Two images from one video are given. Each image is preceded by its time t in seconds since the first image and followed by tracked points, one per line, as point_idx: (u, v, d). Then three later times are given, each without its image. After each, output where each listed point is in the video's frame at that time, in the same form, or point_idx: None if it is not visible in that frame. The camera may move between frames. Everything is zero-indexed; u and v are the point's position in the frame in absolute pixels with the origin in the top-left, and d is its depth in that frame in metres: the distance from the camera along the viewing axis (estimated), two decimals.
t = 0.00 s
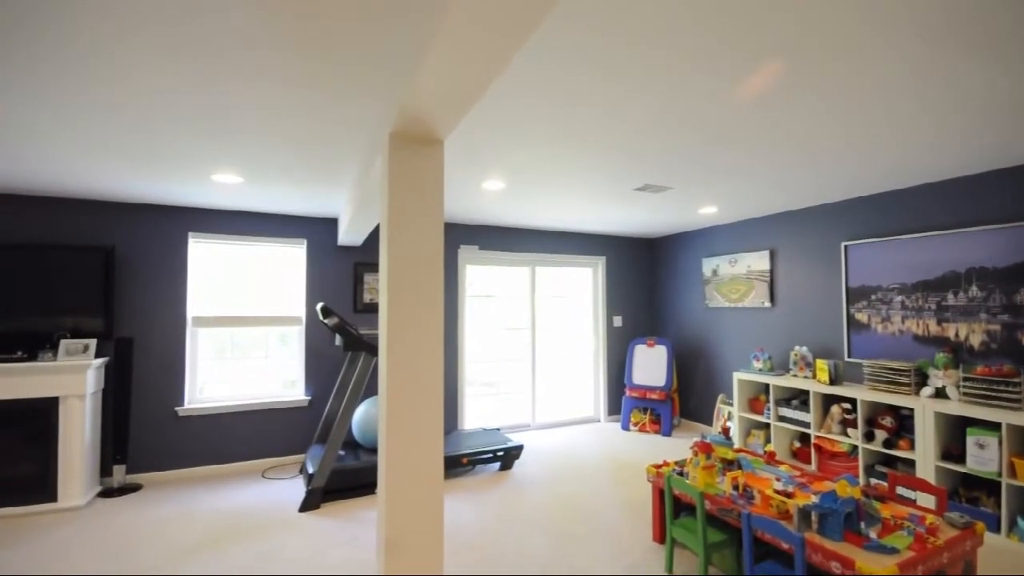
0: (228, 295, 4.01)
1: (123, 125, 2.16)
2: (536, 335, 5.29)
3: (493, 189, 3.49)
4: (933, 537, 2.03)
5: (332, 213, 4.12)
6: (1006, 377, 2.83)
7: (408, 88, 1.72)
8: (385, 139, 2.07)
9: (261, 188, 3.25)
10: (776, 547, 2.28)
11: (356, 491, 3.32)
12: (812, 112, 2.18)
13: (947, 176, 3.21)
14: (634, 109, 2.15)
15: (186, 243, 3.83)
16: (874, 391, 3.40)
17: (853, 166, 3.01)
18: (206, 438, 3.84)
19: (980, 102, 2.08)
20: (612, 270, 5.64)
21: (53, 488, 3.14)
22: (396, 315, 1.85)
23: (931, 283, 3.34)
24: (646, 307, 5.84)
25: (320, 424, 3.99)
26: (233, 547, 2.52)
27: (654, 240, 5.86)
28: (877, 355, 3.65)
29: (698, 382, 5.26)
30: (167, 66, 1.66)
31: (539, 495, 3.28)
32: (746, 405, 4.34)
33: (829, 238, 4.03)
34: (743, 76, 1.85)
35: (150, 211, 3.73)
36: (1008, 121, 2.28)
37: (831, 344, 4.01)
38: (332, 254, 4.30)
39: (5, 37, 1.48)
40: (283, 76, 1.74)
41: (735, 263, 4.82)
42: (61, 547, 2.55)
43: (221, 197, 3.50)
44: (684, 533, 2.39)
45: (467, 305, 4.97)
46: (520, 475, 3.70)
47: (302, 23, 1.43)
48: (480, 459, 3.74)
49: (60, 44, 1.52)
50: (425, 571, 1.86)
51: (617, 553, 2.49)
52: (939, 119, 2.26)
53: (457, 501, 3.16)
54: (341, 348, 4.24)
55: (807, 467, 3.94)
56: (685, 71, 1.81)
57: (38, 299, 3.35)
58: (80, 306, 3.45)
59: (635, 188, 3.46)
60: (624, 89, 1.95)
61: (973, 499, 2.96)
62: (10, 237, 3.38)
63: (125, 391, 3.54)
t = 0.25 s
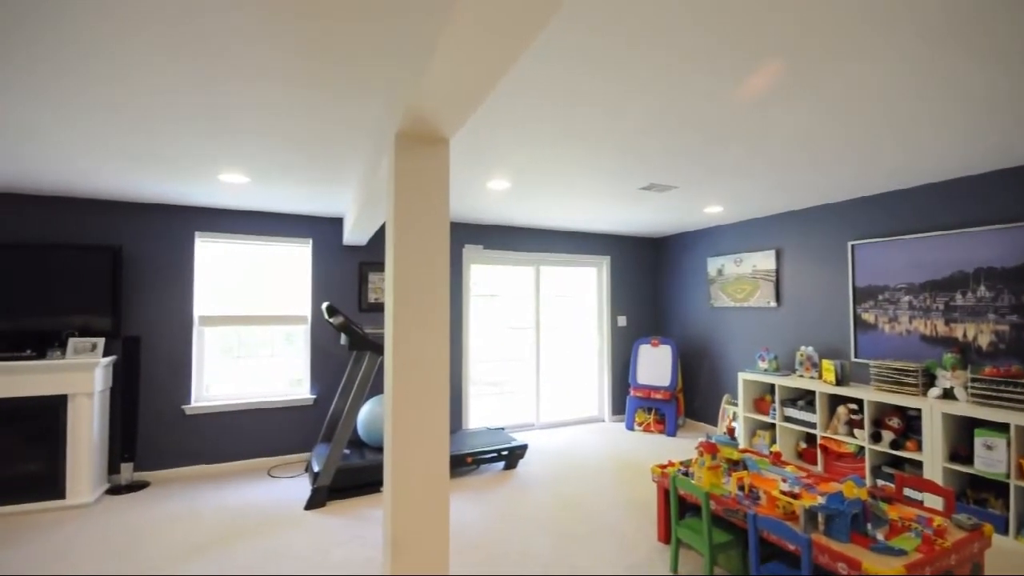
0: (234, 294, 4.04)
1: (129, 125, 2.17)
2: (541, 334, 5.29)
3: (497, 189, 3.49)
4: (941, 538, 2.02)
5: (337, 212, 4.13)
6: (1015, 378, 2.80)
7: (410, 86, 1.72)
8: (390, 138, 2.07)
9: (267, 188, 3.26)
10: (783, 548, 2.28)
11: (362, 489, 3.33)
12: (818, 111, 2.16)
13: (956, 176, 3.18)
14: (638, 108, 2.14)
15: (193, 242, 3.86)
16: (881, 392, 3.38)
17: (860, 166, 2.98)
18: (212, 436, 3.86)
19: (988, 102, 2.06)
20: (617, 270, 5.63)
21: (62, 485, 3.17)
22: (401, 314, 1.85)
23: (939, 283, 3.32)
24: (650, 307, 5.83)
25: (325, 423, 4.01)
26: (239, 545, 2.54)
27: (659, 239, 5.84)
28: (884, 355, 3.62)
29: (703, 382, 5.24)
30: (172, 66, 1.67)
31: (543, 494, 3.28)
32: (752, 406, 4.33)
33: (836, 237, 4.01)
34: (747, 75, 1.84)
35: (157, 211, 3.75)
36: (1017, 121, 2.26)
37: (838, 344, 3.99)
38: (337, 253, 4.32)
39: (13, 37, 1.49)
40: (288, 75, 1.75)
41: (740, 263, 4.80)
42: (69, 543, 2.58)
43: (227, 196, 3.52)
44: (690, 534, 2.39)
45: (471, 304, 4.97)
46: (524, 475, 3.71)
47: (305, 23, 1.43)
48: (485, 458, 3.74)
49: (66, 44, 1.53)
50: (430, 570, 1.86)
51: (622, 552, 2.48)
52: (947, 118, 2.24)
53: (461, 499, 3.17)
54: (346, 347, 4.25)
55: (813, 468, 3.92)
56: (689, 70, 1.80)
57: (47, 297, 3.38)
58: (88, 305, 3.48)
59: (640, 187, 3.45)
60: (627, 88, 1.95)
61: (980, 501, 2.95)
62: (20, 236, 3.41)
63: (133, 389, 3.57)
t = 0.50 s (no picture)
0: (248, 295, 4.08)
1: (148, 128, 2.21)
2: (552, 335, 5.28)
3: (508, 189, 3.49)
4: (962, 544, 2.00)
5: (348, 214, 4.16)
6: None
7: (430, 89, 1.74)
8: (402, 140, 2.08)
9: (280, 190, 3.30)
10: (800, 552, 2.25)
11: (375, 488, 3.35)
12: (835, 109, 2.13)
13: (976, 173, 3.11)
14: (651, 108, 2.13)
15: (208, 244, 3.91)
16: (899, 394, 3.32)
17: (877, 165, 2.93)
18: (227, 435, 3.91)
19: (1009, 100, 2.01)
20: (628, 270, 5.60)
21: (82, 482, 3.24)
22: (415, 313, 1.86)
23: (958, 283, 3.25)
24: (662, 307, 5.79)
25: (338, 422, 4.05)
26: (254, 543, 2.57)
27: (671, 239, 5.80)
28: (901, 357, 3.56)
29: (716, 383, 5.19)
30: (189, 70, 1.69)
31: (555, 495, 3.27)
32: (766, 407, 4.28)
33: (851, 237, 3.94)
34: (765, 74, 1.82)
35: (173, 213, 3.81)
36: None
37: (854, 345, 3.93)
38: (349, 254, 4.35)
39: (35, 42, 1.52)
40: (302, 78, 1.77)
41: (753, 263, 4.74)
42: (88, 540, 2.63)
43: (241, 198, 3.56)
44: (704, 537, 2.36)
45: (482, 304, 4.98)
46: (536, 476, 3.70)
47: (320, 25, 1.44)
48: (496, 459, 3.74)
49: (87, 48, 1.56)
50: (443, 569, 1.87)
51: (634, 554, 2.47)
52: (967, 116, 2.19)
53: (473, 500, 3.17)
54: (357, 347, 4.28)
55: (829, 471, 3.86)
56: (703, 69, 1.78)
57: (67, 298, 3.44)
58: (107, 305, 3.54)
59: (652, 187, 3.42)
60: (640, 89, 1.94)
61: (1001, 505, 2.89)
62: (41, 238, 3.48)
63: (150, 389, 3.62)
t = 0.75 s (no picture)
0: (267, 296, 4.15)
1: (171, 133, 2.25)
2: (566, 337, 5.26)
3: (522, 191, 3.49)
4: (990, 553, 1.96)
5: (364, 216, 4.20)
6: None
7: (451, 92, 1.75)
8: (419, 143, 2.10)
9: (297, 193, 3.35)
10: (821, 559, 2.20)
11: (391, 488, 3.38)
12: (857, 108, 2.09)
13: (1003, 172, 3.03)
14: (668, 109, 2.11)
15: (228, 246, 3.98)
16: (923, 398, 3.24)
17: (899, 164, 2.87)
18: (246, 434, 3.98)
19: None
20: (642, 272, 5.56)
21: (106, 479, 3.31)
22: (433, 315, 1.87)
23: (985, 285, 3.16)
24: (677, 309, 5.73)
25: (354, 423, 4.08)
26: (272, 541, 2.60)
27: (686, 240, 5.75)
28: (926, 361, 3.47)
29: (733, 386, 5.12)
30: (212, 76, 1.72)
31: (570, 498, 3.26)
32: (785, 411, 4.21)
33: (873, 238, 3.86)
34: (787, 74, 1.80)
35: (194, 216, 3.90)
36: None
37: (876, 348, 3.84)
38: (365, 255, 4.39)
39: (64, 51, 1.56)
40: (322, 83, 1.79)
41: (771, 264, 4.67)
42: (113, 536, 2.69)
43: (259, 201, 3.62)
44: (722, 542, 2.33)
45: (496, 306, 4.99)
46: (550, 478, 3.69)
47: (341, 31, 1.46)
48: (510, 461, 3.74)
49: (114, 56, 1.59)
50: (460, 569, 1.88)
51: (651, 558, 2.44)
52: (995, 114, 2.14)
53: (487, 500, 3.18)
54: (373, 348, 4.32)
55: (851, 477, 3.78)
56: (723, 69, 1.76)
57: (92, 299, 3.53)
58: (130, 306, 3.62)
59: (667, 188, 3.39)
60: (658, 90, 1.92)
61: None
62: (68, 240, 3.58)
63: (173, 388, 3.70)
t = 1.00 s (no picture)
0: (286, 297, 4.21)
1: (195, 137, 2.30)
2: (580, 339, 5.24)
3: (538, 193, 3.49)
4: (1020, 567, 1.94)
5: (381, 218, 4.25)
6: None
7: (471, 96, 1.76)
8: (437, 147, 2.12)
9: (316, 195, 3.40)
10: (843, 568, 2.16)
11: (406, 488, 3.40)
12: (880, 110, 2.05)
13: None
14: (687, 112, 2.09)
15: (248, 248, 4.06)
16: (949, 406, 3.15)
17: (924, 166, 2.80)
18: (265, 433, 4.04)
19: None
20: (658, 274, 5.51)
21: (130, 475, 3.40)
22: (451, 316, 1.88)
23: (1015, 289, 3.07)
24: (694, 312, 5.67)
25: (370, 423, 4.12)
26: (290, 540, 2.64)
27: (703, 242, 5.68)
28: (952, 367, 3.38)
29: (751, 391, 5.05)
30: (237, 81, 1.76)
31: (585, 501, 3.24)
32: (805, 417, 4.13)
33: (897, 240, 3.78)
34: (809, 75, 1.77)
35: (216, 218, 3.98)
36: None
37: (900, 354, 3.75)
38: (382, 257, 4.44)
39: (96, 58, 1.61)
40: (343, 87, 1.82)
41: (790, 267, 4.59)
42: (137, 532, 2.75)
43: (279, 204, 3.68)
44: (740, 549, 2.30)
45: (511, 308, 4.99)
46: (565, 481, 3.68)
47: (363, 36, 1.48)
48: (525, 463, 3.73)
49: (143, 63, 1.64)
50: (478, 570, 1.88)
51: (667, 564, 2.42)
52: None
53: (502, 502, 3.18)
54: (389, 349, 4.35)
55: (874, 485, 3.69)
56: (744, 71, 1.74)
57: (118, 300, 3.62)
58: (154, 307, 3.71)
59: (684, 190, 3.36)
60: (677, 92, 1.91)
61: None
62: (96, 242, 3.69)
63: (195, 387, 3.78)
